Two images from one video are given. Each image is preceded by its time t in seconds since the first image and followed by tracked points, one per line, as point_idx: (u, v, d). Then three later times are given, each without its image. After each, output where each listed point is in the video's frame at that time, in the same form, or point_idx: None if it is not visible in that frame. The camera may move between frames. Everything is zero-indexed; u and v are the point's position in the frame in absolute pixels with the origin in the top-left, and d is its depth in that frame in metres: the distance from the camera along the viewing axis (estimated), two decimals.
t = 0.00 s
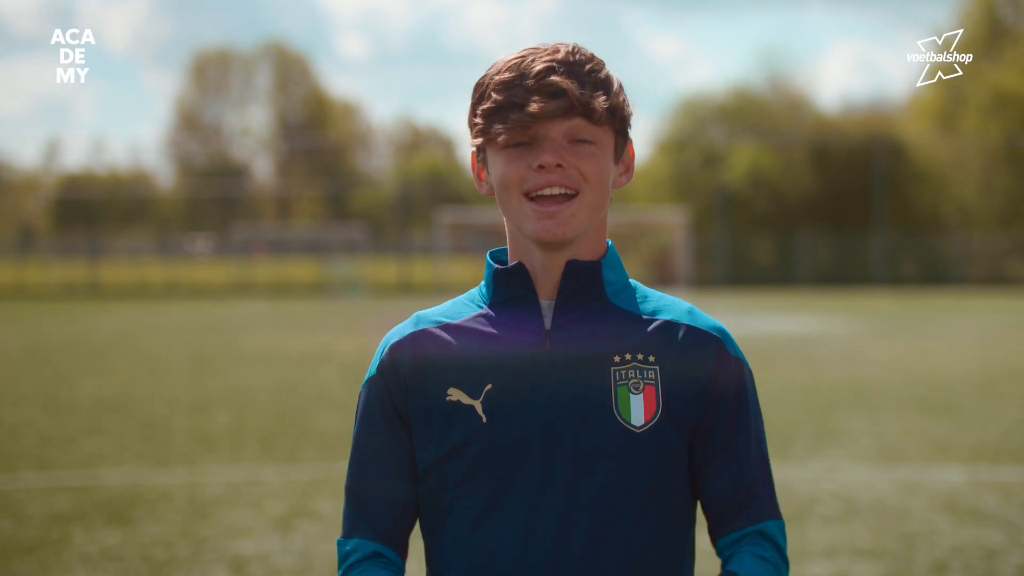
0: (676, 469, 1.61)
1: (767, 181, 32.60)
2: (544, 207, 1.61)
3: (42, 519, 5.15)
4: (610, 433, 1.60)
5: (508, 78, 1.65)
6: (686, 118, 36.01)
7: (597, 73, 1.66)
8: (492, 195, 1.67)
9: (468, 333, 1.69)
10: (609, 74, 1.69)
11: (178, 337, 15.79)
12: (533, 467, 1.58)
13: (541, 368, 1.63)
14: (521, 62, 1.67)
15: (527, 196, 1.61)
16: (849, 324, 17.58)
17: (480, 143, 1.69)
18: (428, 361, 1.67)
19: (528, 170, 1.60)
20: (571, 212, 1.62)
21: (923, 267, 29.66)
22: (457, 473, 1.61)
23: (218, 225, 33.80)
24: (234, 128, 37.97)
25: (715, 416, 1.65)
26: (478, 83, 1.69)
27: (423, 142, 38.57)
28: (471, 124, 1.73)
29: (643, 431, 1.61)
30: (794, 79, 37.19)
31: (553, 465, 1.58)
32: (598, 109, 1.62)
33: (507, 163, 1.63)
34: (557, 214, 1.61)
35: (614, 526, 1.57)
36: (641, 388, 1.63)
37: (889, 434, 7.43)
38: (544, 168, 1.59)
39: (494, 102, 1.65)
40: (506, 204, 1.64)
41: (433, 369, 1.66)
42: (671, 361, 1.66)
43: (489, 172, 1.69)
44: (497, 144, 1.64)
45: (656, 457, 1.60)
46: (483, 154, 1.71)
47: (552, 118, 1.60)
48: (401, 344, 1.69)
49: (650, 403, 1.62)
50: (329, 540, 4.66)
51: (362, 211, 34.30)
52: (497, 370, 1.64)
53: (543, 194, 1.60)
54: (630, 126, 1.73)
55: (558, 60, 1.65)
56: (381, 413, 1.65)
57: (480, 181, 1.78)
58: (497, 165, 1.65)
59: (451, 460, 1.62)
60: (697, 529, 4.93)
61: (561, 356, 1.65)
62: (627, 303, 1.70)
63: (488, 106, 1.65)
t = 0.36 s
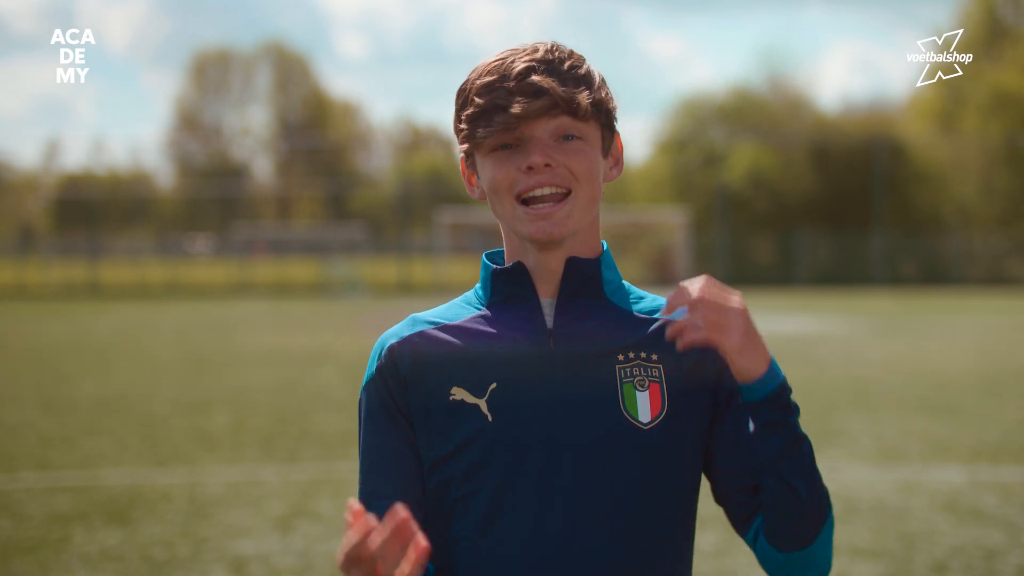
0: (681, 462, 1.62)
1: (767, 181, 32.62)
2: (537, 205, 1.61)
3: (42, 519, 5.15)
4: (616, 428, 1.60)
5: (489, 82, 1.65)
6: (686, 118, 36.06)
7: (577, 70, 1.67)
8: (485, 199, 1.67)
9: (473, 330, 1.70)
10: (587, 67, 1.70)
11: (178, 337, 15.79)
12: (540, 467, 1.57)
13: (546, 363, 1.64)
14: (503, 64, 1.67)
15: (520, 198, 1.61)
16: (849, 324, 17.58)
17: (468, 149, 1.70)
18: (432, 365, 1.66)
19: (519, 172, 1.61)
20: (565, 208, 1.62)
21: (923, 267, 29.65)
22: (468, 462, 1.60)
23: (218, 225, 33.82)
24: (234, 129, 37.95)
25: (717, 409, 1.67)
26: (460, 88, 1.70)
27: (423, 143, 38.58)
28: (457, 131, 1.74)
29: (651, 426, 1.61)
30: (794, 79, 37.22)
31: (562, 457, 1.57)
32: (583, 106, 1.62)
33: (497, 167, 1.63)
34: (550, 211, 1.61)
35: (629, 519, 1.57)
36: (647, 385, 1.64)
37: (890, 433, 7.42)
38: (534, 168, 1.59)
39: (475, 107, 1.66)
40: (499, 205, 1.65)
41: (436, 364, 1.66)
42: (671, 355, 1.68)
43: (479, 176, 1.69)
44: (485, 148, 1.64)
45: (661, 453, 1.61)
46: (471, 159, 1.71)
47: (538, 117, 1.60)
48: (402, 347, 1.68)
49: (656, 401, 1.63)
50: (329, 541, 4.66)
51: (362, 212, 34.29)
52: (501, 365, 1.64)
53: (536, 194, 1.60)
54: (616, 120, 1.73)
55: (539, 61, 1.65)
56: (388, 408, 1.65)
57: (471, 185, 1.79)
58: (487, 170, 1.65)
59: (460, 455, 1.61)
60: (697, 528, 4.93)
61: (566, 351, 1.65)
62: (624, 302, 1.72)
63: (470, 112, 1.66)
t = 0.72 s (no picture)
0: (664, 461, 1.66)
1: (767, 181, 32.66)
2: (534, 209, 1.59)
3: (42, 519, 5.15)
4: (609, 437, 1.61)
5: (489, 83, 1.64)
6: (686, 118, 36.13)
7: (582, 74, 1.66)
8: (481, 201, 1.66)
9: (464, 331, 1.68)
10: (591, 70, 1.68)
11: (178, 337, 15.78)
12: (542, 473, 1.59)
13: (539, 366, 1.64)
14: (506, 64, 1.66)
15: (518, 201, 1.60)
16: (849, 324, 17.58)
17: (468, 149, 1.69)
18: (424, 367, 1.67)
19: (518, 177, 1.60)
20: (562, 214, 1.61)
21: (923, 268, 29.64)
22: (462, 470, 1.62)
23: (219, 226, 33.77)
24: (234, 129, 37.92)
25: (706, 407, 1.66)
26: (462, 87, 1.69)
27: (423, 143, 38.62)
28: (456, 130, 1.73)
29: (640, 429, 1.64)
30: (794, 79, 37.24)
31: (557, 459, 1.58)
32: (586, 113, 1.61)
33: (496, 170, 1.62)
34: (548, 217, 1.60)
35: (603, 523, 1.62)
36: (638, 387, 1.64)
37: (889, 433, 7.43)
38: (535, 174, 1.58)
39: (476, 109, 1.64)
40: (495, 210, 1.63)
41: (433, 364, 1.66)
42: (664, 355, 1.66)
43: (477, 177, 1.68)
44: (484, 151, 1.63)
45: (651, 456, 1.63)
46: (471, 160, 1.70)
47: (540, 121, 1.59)
48: (401, 345, 1.68)
49: (648, 403, 1.64)
50: (329, 541, 4.66)
51: (362, 212, 34.32)
52: (493, 368, 1.65)
53: (533, 198, 1.59)
54: (618, 124, 1.72)
55: (543, 62, 1.64)
56: (383, 408, 1.67)
57: (469, 182, 1.78)
58: (485, 172, 1.64)
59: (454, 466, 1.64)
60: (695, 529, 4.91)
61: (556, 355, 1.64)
62: (619, 303, 1.70)
63: (471, 112, 1.65)
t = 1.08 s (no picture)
0: (671, 475, 1.63)
1: (767, 181, 32.67)
2: (535, 229, 1.58)
3: (42, 519, 5.15)
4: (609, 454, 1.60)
5: (490, 90, 1.60)
6: (686, 118, 36.17)
7: (586, 83, 1.62)
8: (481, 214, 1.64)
9: (461, 339, 1.66)
10: (596, 73, 1.65)
11: (179, 337, 15.78)
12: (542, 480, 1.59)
13: (539, 385, 1.62)
14: (507, 69, 1.62)
15: (518, 220, 1.59)
16: (850, 324, 17.56)
17: (465, 159, 1.66)
18: (421, 371, 1.66)
19: (519, 194, 1.58)
20: (562, 233, 1.59)
21: (922, 268, 29.63)
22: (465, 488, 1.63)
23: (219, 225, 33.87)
24: (234, 129, 37.92)
25: (712, 414, 1.63)
26: (459, 94, 1.65)
27: (423, 143, 38.63)
28: (453, 135, 1.69)
29: (643, 451, 1.62)
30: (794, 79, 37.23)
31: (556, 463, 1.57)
32: (590, 127, 1.59)
33: (496, 184, 1.60)
34: (548, 237, 1.58)
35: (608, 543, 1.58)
36: (640, 406, 1.62)
37: (889, 433, 7.43)
38: (535, 193, 1.57)
39: (476, 119, 1.61)
40: (494, 225, 1.62)
41: (433, 377, 1.65)
42: (665, 368, 1.64)
43: (476, 186, 1.66)
44: (485, 164, 1.61)
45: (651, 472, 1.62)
46: (469, 168, 1.68)
47: (543, 138, 1.57)
48: (398, 351, 1.67)
49: (651, 422, 1.62)
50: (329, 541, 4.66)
51: (362, 212, 34.35)
52: (492, 382, 1.63)
53: (534, 218, 1.58)
54: (622, 131, 1.69)
55: (545, 72, 1.60)
56: (369, 413, 1.66)
57: (465, 186, 1.76)
58: (485, 185, 1.62)
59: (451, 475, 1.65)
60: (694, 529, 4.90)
61: (556, 377, 1.62)
62: (622, 309, 1.67)
63: (470, 123, 1.62)
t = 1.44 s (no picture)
0: (677, 479, 1.62)
1: (767, 182, 32.67)
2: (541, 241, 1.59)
3: (42, 519, 5.15)
4: (613, 456, 1.60)
5: (499, 100, 1.59)
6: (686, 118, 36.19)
7: (597, 91, 1.61)
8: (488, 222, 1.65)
9: (469, 341, 1.66)
10: (608, 78, 1.64)
11: (179, 337, 15.78)
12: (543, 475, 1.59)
13: (543, 388, 1.61)
14: (518, 77, 1.60)
15: (527, 230, 1.59)
16: (850, 325, 17.55)
17: (473, 165, 1.66)
18: (428, 364, 1.66)
19: (527, 205, 1.58)
20: (570, 245, 1.60)
21: (923, 268, 29.59)
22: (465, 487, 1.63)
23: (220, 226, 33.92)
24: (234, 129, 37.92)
25: (723, 417, 1.62)
26: (467, 98, 1.63)
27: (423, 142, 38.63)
28: (461, 139, 1.69)
29: (646, 455, 1.60)
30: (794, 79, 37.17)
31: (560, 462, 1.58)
32: (600, 138, 1.59)
33: (504, 193, 1.60)
34: (555, 249, 1.59)
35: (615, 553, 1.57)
36: (645, 410, 1.61)
37: (889, 433, 7.42)
38: (543, 204, 1.57)
39: (485, 129, 1.60)
40: (501, 233, 1.63)
41: (440, 378, 1.65)
42: (671, 373, 1.64)
43: (482, 191, 1.66)
44: (493, 172, 1.61)
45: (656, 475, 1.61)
46: (477, 174, 1.67)
47: (552, 150, 1.57)
48: (405, 344, 1.67)
49: (655, 428, 1.61)
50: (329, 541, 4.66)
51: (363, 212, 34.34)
52: (499, 385, 1.63)
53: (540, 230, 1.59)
54: (631, 136, 1.69)
55: (556, 80, 1.58)
56: (375, 395, 1.64)
57: (471, 188, 1.76)
58: (492, 193, 1.62)
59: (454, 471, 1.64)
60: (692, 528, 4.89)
61: (563, 381, 1.61)
62: (628, 311, 1.67)
63: (479, 132, 1.61)
